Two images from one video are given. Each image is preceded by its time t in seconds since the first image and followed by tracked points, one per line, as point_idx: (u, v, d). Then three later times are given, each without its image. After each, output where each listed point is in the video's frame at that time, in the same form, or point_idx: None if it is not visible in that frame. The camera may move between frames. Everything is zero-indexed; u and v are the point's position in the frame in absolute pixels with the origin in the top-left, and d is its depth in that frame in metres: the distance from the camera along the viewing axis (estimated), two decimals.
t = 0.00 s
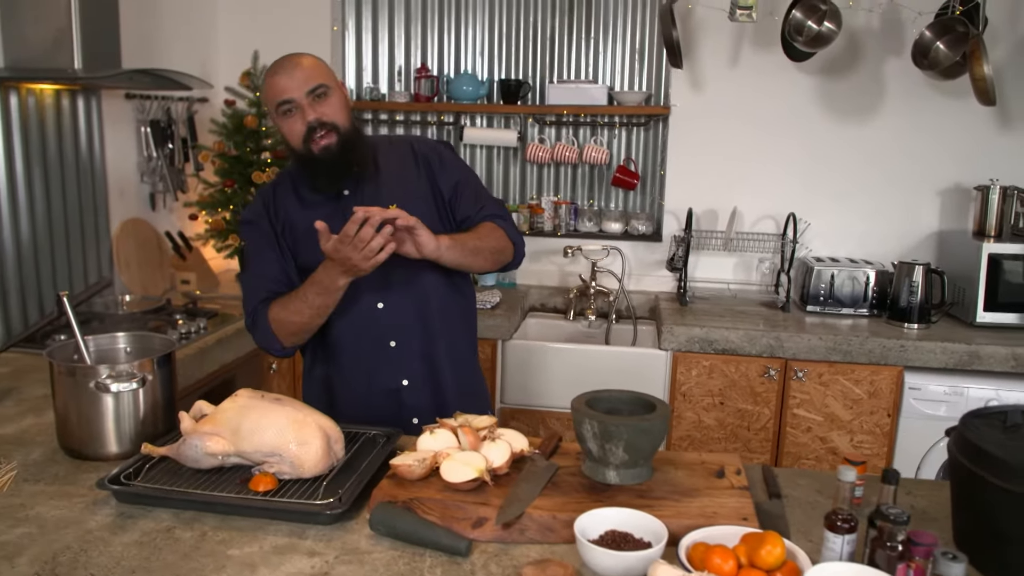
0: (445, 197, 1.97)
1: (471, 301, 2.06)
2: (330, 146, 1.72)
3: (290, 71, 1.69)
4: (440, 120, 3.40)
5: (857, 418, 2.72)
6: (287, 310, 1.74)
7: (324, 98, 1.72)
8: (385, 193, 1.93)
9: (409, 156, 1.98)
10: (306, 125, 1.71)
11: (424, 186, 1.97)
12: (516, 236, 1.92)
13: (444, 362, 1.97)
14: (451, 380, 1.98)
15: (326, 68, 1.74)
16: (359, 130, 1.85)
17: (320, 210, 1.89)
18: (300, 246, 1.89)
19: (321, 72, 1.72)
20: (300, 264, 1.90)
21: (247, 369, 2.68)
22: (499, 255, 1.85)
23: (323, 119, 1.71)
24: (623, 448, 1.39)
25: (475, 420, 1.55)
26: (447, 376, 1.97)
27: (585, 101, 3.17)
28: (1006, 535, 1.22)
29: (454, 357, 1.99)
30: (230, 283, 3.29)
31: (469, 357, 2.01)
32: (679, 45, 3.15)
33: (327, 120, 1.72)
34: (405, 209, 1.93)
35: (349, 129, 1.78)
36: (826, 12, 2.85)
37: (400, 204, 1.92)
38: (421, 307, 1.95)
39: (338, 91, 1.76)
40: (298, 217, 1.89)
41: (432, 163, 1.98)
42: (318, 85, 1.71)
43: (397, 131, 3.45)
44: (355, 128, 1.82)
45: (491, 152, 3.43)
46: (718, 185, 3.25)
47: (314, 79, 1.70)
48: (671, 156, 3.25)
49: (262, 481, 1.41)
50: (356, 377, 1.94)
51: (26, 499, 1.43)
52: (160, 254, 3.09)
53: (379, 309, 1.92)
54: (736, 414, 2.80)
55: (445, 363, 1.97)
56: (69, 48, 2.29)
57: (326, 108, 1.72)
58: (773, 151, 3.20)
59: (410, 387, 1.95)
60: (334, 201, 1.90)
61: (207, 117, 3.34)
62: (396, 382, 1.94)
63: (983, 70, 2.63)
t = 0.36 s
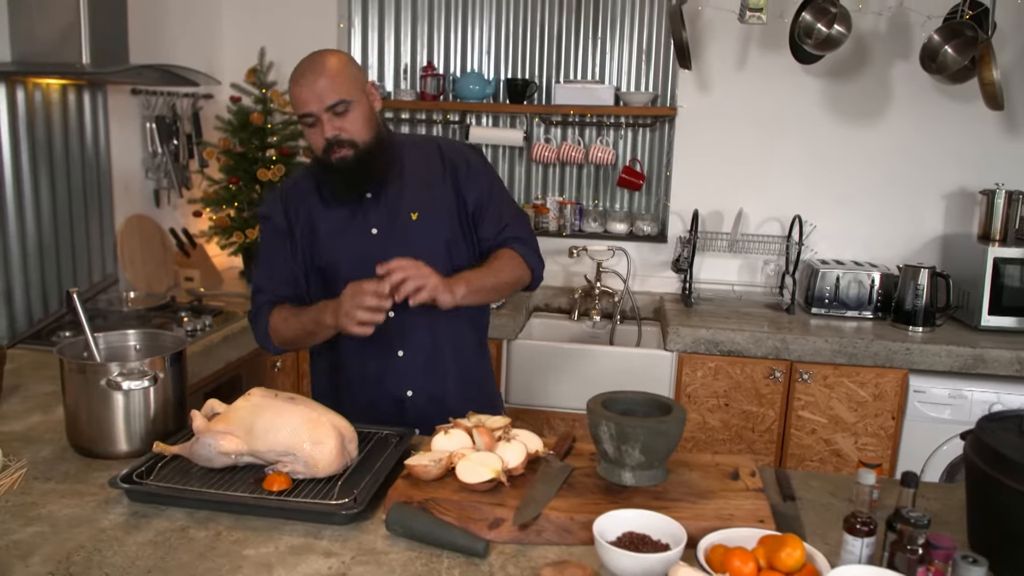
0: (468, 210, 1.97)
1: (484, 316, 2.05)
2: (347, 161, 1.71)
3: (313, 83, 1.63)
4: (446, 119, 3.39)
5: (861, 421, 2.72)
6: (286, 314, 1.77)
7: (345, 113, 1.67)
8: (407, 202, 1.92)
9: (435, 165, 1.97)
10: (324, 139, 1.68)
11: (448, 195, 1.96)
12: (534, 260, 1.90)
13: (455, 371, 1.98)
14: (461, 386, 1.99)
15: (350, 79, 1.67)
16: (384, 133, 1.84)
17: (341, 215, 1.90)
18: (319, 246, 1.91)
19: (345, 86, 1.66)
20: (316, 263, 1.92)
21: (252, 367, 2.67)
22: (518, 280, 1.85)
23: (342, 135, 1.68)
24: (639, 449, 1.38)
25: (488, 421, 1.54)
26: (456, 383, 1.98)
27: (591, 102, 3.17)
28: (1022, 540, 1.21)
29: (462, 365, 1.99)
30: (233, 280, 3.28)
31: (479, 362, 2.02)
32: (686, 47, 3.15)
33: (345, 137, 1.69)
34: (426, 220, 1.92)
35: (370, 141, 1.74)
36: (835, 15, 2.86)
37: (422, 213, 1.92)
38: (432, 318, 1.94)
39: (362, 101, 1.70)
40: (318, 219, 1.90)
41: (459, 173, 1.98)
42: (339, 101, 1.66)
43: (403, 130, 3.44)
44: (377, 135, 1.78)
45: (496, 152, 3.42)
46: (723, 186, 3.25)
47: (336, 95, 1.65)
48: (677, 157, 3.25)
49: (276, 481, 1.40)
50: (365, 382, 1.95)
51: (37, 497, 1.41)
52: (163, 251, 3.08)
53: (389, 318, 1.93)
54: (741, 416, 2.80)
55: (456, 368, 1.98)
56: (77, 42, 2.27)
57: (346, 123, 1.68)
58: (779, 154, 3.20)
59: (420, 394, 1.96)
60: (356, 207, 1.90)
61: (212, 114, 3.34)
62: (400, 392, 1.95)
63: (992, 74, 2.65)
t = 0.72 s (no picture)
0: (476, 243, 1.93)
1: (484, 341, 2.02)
2: (385, 179, 1.72)
3: (376, 99, 1.63)
4: (443, 117, 3.39)
5: (859, 419, 2.73)
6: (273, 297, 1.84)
7: (398, 134, 1.68)
8: (421, 225, 1.92)
9: (461, 192, 1.94)
10: (370, 153, 1.69)
11: (463, 223, 1.94)
12: (510, 316, 1.77)
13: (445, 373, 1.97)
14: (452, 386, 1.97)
15: (409, 100, 1.67)
16: (427, 151, 1.85)
17: (359, 221, 1.94)
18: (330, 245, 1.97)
19: (403, 107, 1.66)
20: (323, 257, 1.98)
21: (249, 367, 2.66)
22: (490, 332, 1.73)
23: (388, 154, 1.69)
24: (644, 448, 1.38)
25: (491, 419, 1.54)
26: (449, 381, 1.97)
27: (589, 100, 3.17)
28: None
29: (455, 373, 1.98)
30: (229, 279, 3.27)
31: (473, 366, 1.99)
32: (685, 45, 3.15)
33: (392, 157, 1.70)
34: (434, 247, 1.92)
35: (413, 162, 1.75)
36: (834, 13, 2.87)
37: (430, 239, 1.92)
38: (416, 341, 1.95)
39: (415, 123, 1.71)
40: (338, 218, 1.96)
41: (479, 202, 1.94)
42: (395, 121, 1.66)
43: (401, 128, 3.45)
44: (421, 156, 1.79)
45: (494, 150, 3.42)
46: (721, 185, 3.26)
47: (394, 115, 1.65)
48: (674, 155, 3.25)
49: (279, 480, 1.39)
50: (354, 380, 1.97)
51: (38, 497, 1.40)
52: (161, 249, 3.08)
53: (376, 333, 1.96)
54: (739, 414, 2.80)
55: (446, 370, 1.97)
56: (74, 40, 2.26)
57: (395, 143, 1.69)
58: (777, 154, 3.21)
59: (410, 390, 1.96)
60: (374, 218, 1.92)
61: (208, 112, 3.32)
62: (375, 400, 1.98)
63: (990, 73, 2.67)
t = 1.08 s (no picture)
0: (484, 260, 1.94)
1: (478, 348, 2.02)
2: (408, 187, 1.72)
3: (418, 110, 1.61)
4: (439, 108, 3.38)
5: (851, 414, 2.74)
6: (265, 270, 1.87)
7: (432, 149, 1.67)
8: (433, 234, 1.92)
9: (478, 207, 1.95)
10: (401, 162, 1.68)
11: (474, 238, 1.94)
12: (512, 341, 1.78)
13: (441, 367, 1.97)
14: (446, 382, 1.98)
15: (450, 119, 1.66)
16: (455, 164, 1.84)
17: (371, 217, 1.93)
18: (339, 237, 1.96)
19: (444, 125, 1.65)
20: (330, 246, 1.98)
21: (244, 357, 2.66)
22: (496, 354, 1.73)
23: (417, 166, 1.69)
24: (638, 440, 1.38)
25: (485, 411, 1.54)
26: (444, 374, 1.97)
27: (585, 92, 3.16)
28: (1018, 533, 1.22)
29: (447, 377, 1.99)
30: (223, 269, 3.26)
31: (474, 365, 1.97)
32: (682, 38, 3.15)
33: (420, 169, 1.70)
34: (443, 258, 1.92)
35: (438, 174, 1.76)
36: (832, 8, 2.87)
37: (440, 249, 1.92)
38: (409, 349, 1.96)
39: (451, 139, 1.70)
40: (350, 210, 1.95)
41: (495, 222, 1.94)
42: (433, 138, 1.65)
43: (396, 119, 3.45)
44: (448, 167, 1.79)
45: (490, 141, 3.41)
46: (717, 179, 3.26)
47: (433, 133, 1.64)
48: (670, 149, 3.25)
49: (272, 470, 1.39)
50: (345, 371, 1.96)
51: (31, 485, 1.40)
52: (154, 240, 3.07)
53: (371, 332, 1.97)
54: (733, 408, 2.81)
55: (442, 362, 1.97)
56: (68, 26, 2.24)
57: (427, 156, 1.68)
58: (774, 149, 3.21)
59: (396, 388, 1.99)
60: (389, 219, 1.92)
61: (203, 100, 3.31)
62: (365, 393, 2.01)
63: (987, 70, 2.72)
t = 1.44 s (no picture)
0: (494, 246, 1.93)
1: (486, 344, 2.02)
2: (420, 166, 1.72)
3: (435, 85, 1.63)
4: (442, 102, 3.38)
5: (856, 408, 2.74)
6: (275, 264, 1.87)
7: (446, 126, 1.69)
8: (442, 220, 1.92)
9: (487, 193, 1.94)
10: (414, 138, 1.69)
11: (483, 224, 1.94)
12: (522, 325, 1.77)
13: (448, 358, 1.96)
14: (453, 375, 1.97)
15: (465, 97, 1.69)
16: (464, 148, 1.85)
17: (381, 205, 1.94)
18: (348, 225, 1.96)
19: (458, 102, 1.68)
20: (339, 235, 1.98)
21: (248, 352, 2.67)
22: (504, 338, 1.73)
23: (430, 143, 1.70)
24: (639, 435, 1.38)
25: (487, 405, 1.54)
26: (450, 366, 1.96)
27: (588, 86, 3.16)
28: (1020, 527, 1.22)
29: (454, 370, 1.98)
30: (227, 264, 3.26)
31: (479, 355, 1.96)
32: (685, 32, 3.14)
33: (433, 147, 1.71)
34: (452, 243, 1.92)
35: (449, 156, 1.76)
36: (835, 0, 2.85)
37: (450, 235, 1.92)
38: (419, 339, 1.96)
39: (463, 120, 1.73)
40: (359, 199, 1.96)
41: (503, 207, 1.94)
42: (448, 114, 1.67)
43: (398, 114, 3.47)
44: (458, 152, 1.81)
45: (493, 136, 3.41)
46: (721, 173, 3.25)
47: (449, 108, 1.66)
48: (673, 142, 3.24)
49: (275, 465, 1.39)
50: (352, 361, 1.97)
51: (34, 480, 1.41)
52: (158, 235, 3.08)
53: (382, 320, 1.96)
54: (736, 402, 2.81)
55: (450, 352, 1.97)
56: (70, 23, 2.25)
57: (440, 134, 1.70)
58: (780, 141, 3.20)
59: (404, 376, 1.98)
60: (397, 206, 1.92)
61: (206, 96, 3.31)
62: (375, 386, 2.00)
63: (991, 61, 2.70)
